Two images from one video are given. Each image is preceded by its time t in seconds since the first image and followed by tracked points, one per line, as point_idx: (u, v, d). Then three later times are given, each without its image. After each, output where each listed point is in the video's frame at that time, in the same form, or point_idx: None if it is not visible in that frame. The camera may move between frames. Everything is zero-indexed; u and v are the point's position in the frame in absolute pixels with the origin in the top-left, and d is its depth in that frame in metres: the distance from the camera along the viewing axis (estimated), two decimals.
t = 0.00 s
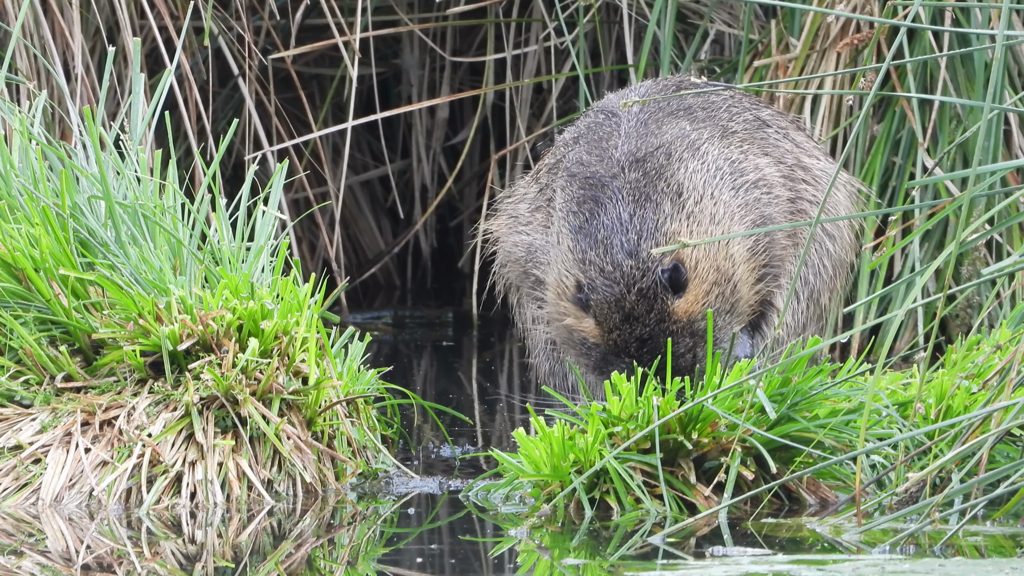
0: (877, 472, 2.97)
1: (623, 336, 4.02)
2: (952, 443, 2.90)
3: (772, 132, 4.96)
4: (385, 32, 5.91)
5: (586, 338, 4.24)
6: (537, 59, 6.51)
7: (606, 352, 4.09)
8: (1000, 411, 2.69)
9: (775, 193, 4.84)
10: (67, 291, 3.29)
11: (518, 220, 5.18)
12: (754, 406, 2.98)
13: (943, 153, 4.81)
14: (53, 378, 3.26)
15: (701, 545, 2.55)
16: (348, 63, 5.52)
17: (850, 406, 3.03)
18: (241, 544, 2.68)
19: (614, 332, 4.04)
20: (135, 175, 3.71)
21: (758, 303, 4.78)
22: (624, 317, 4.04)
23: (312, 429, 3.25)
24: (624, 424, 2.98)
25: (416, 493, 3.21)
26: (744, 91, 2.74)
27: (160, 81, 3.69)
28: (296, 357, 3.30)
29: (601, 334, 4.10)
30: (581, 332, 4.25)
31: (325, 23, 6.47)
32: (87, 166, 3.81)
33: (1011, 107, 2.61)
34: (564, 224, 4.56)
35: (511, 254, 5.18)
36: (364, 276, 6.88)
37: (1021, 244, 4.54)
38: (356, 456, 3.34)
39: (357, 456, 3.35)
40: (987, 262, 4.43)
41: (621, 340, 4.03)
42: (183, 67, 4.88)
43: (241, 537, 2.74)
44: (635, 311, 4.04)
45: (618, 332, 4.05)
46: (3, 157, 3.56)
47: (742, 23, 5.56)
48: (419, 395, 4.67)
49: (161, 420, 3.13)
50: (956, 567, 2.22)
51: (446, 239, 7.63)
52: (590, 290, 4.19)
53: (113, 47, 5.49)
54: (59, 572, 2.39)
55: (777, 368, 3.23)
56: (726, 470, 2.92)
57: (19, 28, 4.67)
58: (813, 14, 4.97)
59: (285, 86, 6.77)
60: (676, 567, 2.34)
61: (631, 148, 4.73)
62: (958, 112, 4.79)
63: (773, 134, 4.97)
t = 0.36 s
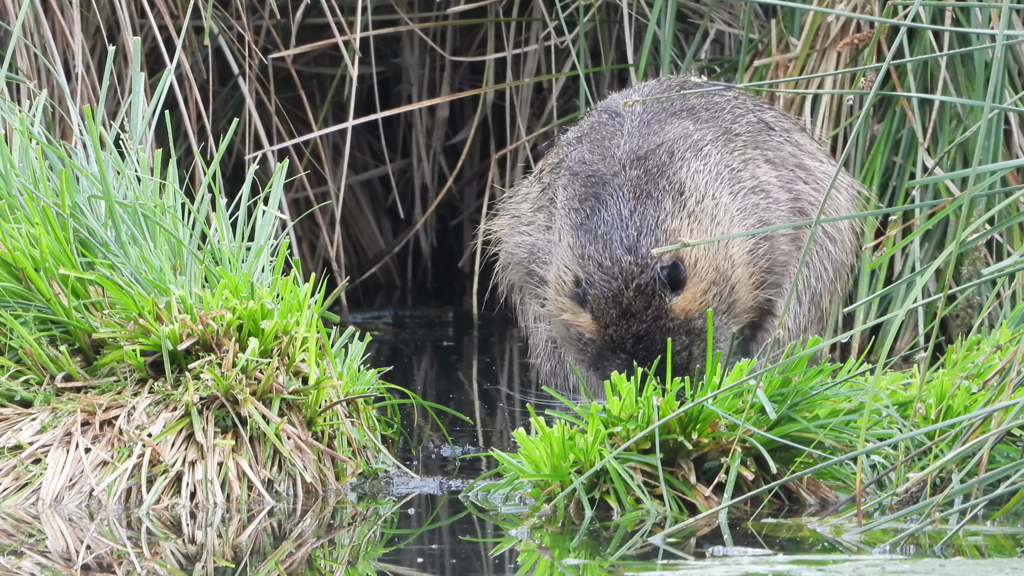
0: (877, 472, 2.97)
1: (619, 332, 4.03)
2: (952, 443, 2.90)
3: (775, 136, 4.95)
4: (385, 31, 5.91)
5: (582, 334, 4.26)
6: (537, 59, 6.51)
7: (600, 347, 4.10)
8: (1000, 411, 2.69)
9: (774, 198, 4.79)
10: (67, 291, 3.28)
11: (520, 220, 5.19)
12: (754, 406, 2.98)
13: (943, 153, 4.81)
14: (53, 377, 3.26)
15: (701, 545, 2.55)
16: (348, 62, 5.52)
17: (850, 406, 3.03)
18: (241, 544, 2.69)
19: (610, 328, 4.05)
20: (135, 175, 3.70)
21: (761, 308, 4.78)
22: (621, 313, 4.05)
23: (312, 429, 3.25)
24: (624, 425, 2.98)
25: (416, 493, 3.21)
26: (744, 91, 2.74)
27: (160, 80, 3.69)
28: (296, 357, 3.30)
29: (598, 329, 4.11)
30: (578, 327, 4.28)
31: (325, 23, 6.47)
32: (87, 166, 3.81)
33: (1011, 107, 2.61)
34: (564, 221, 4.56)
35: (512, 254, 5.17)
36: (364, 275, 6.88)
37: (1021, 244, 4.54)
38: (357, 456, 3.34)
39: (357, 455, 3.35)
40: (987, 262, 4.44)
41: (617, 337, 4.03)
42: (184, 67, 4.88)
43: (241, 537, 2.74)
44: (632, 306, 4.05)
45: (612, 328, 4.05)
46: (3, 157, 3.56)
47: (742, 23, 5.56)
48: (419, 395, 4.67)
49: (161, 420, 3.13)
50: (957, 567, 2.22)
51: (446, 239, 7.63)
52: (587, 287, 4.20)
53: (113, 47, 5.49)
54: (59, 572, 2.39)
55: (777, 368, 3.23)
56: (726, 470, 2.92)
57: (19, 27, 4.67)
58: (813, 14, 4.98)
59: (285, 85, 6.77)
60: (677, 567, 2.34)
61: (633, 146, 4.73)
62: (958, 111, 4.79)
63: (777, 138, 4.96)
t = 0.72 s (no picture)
0: (877, 470, 2.97)
1: (608, 340, 4.06)
2: (951, 442, 2.91)
3: (769, 136, 4.96)
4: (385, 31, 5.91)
5: (577, 340, 4.29)
6: (537, 58, 6.51)
7: (593, 354, 4.14)
8: (999, 410, 2.69)
9: (769, 197, 4.82)
10: (67, 290, 3.29)
11: (515, 219, 5.20)
12: (754, 405, 2.98)
13: (943, 152, 4.81)
14: (53, 376, 3.26)
15: (701, 544, 2.55)
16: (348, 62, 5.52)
17: (850, 404, 3.03)
18: (241, 542, 2.69)
19: (602, 334, 4.08)
20: (135, 174, 3.70)
21: (757, 310, 4.77)
22: (610, 319, 4.07)
23: (312, 427, 3.26)
24: (624, 423, 2.98)
25: (416, 491, 3.21)
26: (744, 89, 2.73)
27: (160, 80, 3.68)
28: (296, 355, 3.30)
29: (588, 337, 4.14)
30: (572, 333, 4.31)
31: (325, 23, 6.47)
32: (87, 165, 3.81)
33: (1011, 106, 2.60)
34: (557, 225, 4.57)
35: (508, 254, 5.18)
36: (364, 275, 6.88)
37: (1020, 244, 4.54)
38: (356, 454, 3.35)
39: (357, 454, 3.35)
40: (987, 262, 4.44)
41: (606, 344, 4.07)
42: (184, 66, 4.88)
43: (241, 536, 2.74)
44: (619, 315, 4.07)
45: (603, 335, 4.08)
46: (2, 156, 3.55)
47: (742, 22, 5.56)
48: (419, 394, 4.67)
49: (161, 418, 3.13)
50: (956, 565, 2.23)
51: (446, 238, 7.59)
52: (576, 295, 4.22)
53: (113, 46, 5.49)
54: (59, 570, 2.39)
55: (776, 366, 3.23)
56: (726, 468, 2.92)
57: (20, 27, 4.67)
58: (813, 14, 4.98)
59: (285, 85, 6.77)
60: (676, 565, 2.34)
61: (629, 149, 4.72)
62: (958, 111, 4.80)
63: (771, 138, 4.97)
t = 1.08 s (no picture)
0: (878, 470, 2.97)
1: (604, 337, 4.05)
2: (952, 442, 2.91)
3: (772, 137, 4.91)
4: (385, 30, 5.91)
5: (572, 337, 4.28)
6: (537, 57, 6.50)
7: (588, 351, 4.13)
8: (1000, 410, 2.69)
9: (770, 199, 4.81)
10: (67, 289, 3.29)
11: (517, 217, 5.20)
12: (755, 405, 2.98)
13: (943, 152, 4.82)
14: (54, 376, 3.26)
15: (701, 544, 2.55)
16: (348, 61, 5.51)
17: (850, 404, 3.04)
18: (242, 542, 2.69)
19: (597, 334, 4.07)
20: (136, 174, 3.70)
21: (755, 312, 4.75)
22: (605, 318, 4.07)
23: (312, 427, 3.25)
24: (625, 423, 2.98)
25: (416, 491, 3.21)
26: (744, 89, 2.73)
27: (160, 79, 3.68)
28: (297, 355, 3.30)
29: (585, 333, 4.13)
30: (568, 331, 4.31)
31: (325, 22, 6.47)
32: (87, 164, 3.81)
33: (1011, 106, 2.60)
34: (556, 222, 4.58)
35: (508, 251, 5.19)
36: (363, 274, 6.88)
37: (1021, 244, 4.55)
38: (357, 454, 3.34)
39: (358, 454, 3.35)
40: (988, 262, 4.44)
41: (602, 342, 4.06)
42: (184, 66, 4.88)
43: (241, 536, 2.74)
44: (615, 313, 4.07)
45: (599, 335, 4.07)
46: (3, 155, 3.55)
47: (742, 22, 5.56)
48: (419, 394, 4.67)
49: (161, 419, 3.12)
50: (957, 565, 2.23)
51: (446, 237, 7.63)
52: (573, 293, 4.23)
53: (113, 46, 5.49)
54: (59, 571, 2.39)
55: (777, 366, 3.23)
56: (727, 468, 2.92)
57: (19, 27, 4.66)
58: (813, 14, 4.98)
59: (286, 84, 6.77)
60: (677, 565, 2.34)
61: (629, 148, 4.73)
62: (958, 110, 4.80)
63: (774, 139, 4.92)
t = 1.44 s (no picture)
0: (877, 469, 2.97)
1: (607, 338, 4.05)
2: (952, 441, 2.91)
3: (770, 137, 4.90)
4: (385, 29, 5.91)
5: (573, 338, 4.29)
6: (537, 56, 6.50)
7: (590, 352, 4.13)
8: (1000, 408, 2.69)
9: (770, 198, 4.78)
10: (67, 288, 3.29)
11: (515, 219, 5.19)
12: (754, 404, 2.98)
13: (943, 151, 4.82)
14: (53, 375, 3.26)
15: (701, 542, 2.55)
16: (348, 60, 5.51)
17: (850, 403, 3.04)
18: (241, 541, 2.69)
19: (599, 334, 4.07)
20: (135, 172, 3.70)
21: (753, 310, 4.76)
22: (609, 319, 4.07)
23: (312, 426, 3.25)
24: (624, 421, 2.98)
25: (416, 490, 3.21)
26: (744, 88, 2.73)
27: (160, 78, 3.68)
28: (296, 354, 3.29)
29: (586, 334, 4.13)
30: (568, 332, 4.30)
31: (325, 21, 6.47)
32: (87, 163, 3.80)
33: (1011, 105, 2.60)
34: (556, 224, 4.58)
35: (507, 251, 5.19)
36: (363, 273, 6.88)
37: (1020, 242, 4.55)
38: (357, 453, 3.34)
39: (357, 453, 3.35)
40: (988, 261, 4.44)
41: (604, 343, 4.05)
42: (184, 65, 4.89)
43: (241, 535, 2.74)
44: (618, 313, 4.07)
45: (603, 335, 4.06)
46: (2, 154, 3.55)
47: (742, 20, 5.56)
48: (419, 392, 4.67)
49: (161, 417, 3.12)
50: (956, 563, 2.23)
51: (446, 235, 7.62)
52: (575, 293, 4.22)
53: (113, 45, 5.49)
54: (59, 569, 2.39)
55: (777, 365, 3.23)
56: (726, 467, 2.92)
57: (19, 25, 4.66)
58: (813, 13, 4.98)
59: (285, 83, 6.77)
60: (676, 564, 2.34)
61: (628, 149, 4.73)
62: (958, 109, 4.80)
63: (771, 139, 4.91)
